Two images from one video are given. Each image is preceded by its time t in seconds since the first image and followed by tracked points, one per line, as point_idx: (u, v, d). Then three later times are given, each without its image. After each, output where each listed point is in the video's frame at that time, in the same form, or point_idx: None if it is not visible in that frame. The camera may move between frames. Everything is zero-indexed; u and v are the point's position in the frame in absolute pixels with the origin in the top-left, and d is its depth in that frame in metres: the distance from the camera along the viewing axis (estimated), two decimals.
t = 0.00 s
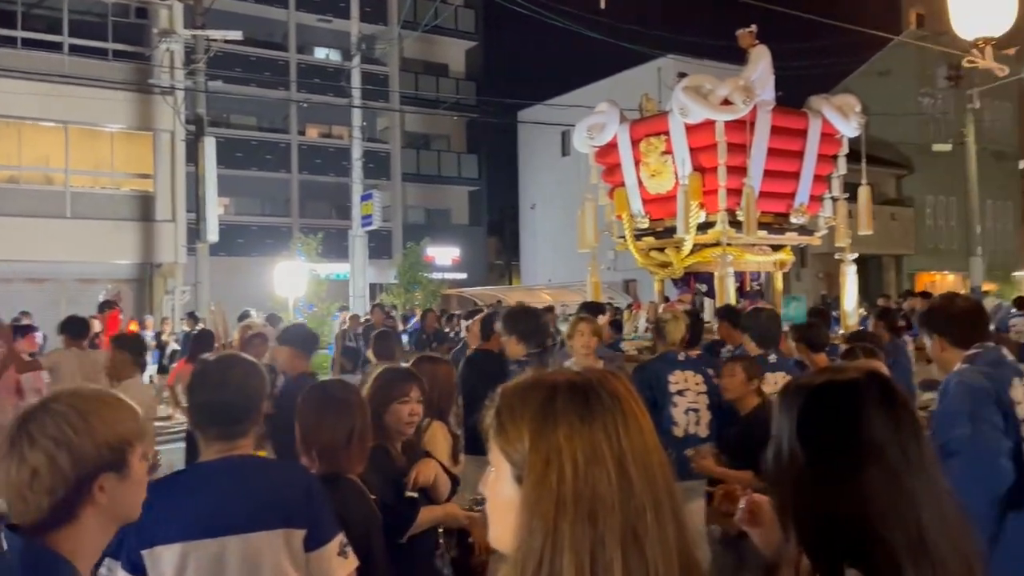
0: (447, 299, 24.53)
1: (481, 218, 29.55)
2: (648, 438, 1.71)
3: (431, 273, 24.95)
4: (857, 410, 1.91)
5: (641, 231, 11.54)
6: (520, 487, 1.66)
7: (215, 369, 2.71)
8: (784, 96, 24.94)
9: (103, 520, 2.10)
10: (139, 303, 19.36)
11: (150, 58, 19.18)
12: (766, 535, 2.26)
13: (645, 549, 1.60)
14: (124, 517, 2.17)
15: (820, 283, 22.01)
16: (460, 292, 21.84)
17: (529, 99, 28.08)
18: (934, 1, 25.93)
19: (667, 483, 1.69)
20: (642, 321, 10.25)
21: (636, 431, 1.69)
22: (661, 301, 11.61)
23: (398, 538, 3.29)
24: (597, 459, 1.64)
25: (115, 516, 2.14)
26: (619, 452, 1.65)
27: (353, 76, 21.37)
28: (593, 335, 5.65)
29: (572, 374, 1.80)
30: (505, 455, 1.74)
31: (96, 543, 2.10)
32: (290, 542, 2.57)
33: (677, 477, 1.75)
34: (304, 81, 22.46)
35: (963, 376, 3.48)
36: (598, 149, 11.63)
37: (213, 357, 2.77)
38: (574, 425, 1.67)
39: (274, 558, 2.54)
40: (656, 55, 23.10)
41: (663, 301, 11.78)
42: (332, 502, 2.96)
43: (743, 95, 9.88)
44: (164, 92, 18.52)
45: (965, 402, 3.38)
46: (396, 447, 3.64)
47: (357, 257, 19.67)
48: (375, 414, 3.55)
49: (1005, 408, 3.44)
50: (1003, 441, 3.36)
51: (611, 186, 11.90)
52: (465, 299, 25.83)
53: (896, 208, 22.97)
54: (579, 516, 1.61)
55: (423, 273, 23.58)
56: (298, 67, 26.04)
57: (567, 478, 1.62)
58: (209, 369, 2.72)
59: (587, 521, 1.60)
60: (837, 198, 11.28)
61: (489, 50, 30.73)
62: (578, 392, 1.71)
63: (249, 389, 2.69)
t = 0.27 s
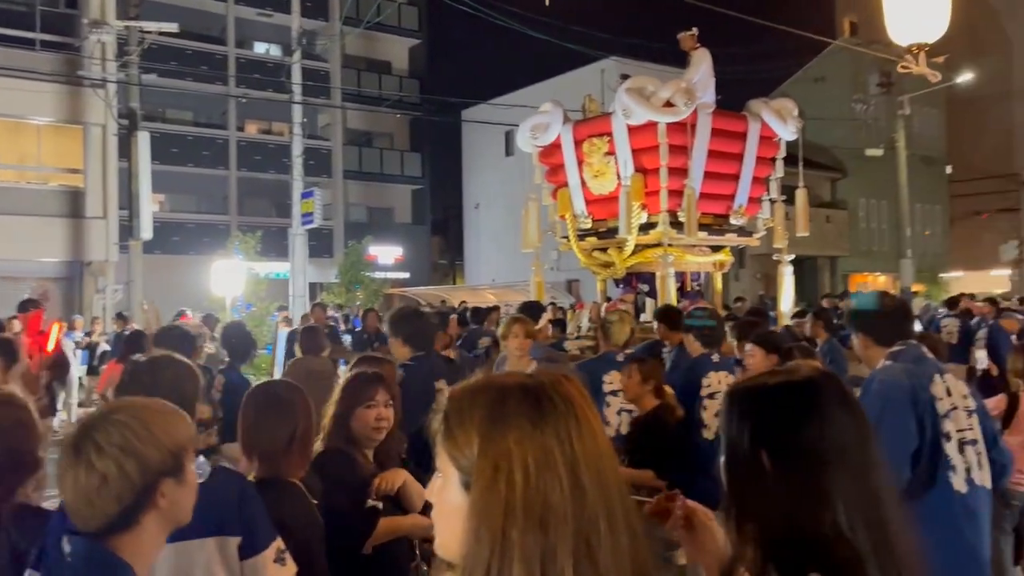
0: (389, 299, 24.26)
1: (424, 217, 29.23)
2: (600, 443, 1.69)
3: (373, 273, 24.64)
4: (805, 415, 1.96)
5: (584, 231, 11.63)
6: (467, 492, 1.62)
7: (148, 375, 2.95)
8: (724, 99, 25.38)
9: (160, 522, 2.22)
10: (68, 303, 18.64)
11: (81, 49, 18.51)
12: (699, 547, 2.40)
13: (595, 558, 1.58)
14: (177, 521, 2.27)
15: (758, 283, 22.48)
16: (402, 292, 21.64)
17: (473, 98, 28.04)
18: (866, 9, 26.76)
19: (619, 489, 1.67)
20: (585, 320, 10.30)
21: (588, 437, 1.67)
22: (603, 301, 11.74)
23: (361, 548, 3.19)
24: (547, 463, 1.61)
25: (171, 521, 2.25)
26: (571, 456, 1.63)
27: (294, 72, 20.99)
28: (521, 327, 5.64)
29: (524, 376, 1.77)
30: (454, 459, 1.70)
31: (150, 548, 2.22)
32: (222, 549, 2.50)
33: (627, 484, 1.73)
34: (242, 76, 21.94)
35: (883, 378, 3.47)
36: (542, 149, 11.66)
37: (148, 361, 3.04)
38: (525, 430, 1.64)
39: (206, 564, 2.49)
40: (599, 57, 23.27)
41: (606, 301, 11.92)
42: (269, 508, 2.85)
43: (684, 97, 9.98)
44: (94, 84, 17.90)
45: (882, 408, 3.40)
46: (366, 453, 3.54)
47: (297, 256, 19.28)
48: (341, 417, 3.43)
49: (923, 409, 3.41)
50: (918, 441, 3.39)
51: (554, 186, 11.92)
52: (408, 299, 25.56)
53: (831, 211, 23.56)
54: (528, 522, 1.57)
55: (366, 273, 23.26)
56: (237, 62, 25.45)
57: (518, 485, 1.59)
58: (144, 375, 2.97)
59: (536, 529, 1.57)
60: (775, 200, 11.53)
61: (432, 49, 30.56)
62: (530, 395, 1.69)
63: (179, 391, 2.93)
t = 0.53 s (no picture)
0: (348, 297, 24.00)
1: (384, 214, 28.99)
2: (583, 440, 1.68)
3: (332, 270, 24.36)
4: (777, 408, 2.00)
5: (545, 230, 11.66)
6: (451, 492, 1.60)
7: (108, 369, 2.62)
8: (683, 100, 25.64)
9: (237, 489, 2.27)
10: (14, 301, 18.08)
11: (28, 39, 17.96)
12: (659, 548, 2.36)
13: (580, 556, 1.58)
14: (253, 490, 2.32)
15: (715, 282, 22.72)
16: (361, 290, 21.44)
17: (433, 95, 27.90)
18: (821, 13, 27.23)
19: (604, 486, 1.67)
20: (546, 319, 10.33)
21: (573, 434, 1.66)
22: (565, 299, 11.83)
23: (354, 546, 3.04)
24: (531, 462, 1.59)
25: (246, 490, 2.29)
26: (555, 456, 1.61)
27: (250, 66, 20.66)
28: (474, 326, 5.61)
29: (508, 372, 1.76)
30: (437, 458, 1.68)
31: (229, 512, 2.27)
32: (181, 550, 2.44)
33: (610, 481, 1.73)
34: (197, 69, 21.54)
35: (839, 375, 3.41)
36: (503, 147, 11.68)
37: (107, 354, 2.73)
38: (509, 429, 1.62)
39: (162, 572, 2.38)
40: (559, 56, 23.33)
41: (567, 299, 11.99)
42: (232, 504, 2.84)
43: (645, 97, 10.07)
44: (42, 76, 17.35)
45: (842, 406, 3.34)
46: (372, 449, 3.36)
47: (254, 254, 18.96)
48: (342, 410, 3.24)
49: (878, 405, 3.42)
50: (872, 437, 3.38)
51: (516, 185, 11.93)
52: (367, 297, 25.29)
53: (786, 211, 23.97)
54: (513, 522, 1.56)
55: (324, 271, 22.96)
56: (192, 55, 24.94)
57: (503, 483, 1.58)
58: (103, 368, 2.64)
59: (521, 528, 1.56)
60: (733, 199, 11.64)
61: (392, 45, 30.33)
62: (514, 392, 1.67)
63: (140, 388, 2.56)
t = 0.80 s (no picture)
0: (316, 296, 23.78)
1: (354, 213, 28.81)
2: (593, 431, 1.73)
3: (300, 269, 24.14)
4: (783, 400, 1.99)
5: (519, 228, 11.69)
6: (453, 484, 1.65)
7: (99, 365, 2.57)
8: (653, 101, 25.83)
9: (334, 471, 2.40)
10: None
11: None
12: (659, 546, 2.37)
13: (585, 542, 1.61)
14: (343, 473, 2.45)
15: (684, 282, 22.91)
16: (330, 289, 21.28)
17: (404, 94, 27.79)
18: (788, 18, 27.60)
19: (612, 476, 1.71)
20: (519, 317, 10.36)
21: (576, 423, 1.70)
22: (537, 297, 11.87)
23: (347, 535, 2.89)
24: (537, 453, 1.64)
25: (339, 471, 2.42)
26: (557, 446, 1.66)
27: (219, 62, 20.38)
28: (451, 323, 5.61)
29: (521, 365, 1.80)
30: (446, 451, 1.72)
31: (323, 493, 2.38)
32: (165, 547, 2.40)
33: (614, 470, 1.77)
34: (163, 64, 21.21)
35: (818, 368, 3.48)
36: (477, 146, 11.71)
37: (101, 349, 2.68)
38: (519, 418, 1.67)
39: (151, 565, 2.38)
40: (531, 55, 23.36)
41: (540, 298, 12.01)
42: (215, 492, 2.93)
43: (617, 97, 10.09)
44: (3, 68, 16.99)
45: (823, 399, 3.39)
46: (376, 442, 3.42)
47: (222, 252, 18.72)
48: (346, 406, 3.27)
49: (858, 399, 3.50)
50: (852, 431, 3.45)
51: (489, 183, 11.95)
52: (337, 297, 25.11)
53: (754, 212, 24.28)
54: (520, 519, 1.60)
55: (293, 269, 22.74)
56: (158, 50, 24.58)
57: (507, 469, 1.63)
58: (91, 363, 2.58)
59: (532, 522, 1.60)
60: (703, 199, 11.75)
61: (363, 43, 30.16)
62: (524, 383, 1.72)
63: (137, 386, 2.56)
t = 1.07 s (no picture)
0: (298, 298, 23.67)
1: (335, 215, 28.71)
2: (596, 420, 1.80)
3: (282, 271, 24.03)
4: (784, 396, 2.02)
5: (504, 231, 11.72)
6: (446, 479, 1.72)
7: (110, 364, 2.56)
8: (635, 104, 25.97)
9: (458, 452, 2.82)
10: None
11: None
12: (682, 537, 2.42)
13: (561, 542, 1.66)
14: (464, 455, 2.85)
15: (665, 285, 23.03)
16: (311, 291, 21.20)
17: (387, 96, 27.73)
18: (769, 23, 27.85)
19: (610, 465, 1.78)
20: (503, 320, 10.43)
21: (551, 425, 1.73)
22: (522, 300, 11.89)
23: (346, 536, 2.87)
24: (534, 450, 1.69)
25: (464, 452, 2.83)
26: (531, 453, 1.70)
27: (200, 63, 20.28)
28: (445, 326, 5.65)
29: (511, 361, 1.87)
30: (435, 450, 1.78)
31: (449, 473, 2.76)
32: (166, 547, 2.39)
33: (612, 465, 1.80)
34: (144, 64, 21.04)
35: (815, 367, 3.53)
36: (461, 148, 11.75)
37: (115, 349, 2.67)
38: (509, 416, 1.73)
39: (152, 566, 2.37)
40: (514, 58, 23.42)
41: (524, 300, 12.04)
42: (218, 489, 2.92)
43: (603, 100, 10.21)
44: None
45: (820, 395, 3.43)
46: (379, 445, 3.33)
47: (203, 254, 18.58)
48: (350, 407, 3.23)
49: (850, 397, 3.56)
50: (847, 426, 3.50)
51: (474, 186, 11.97)
52: (318, 299, 24.99)
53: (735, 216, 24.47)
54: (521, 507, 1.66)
55: (274, 272, 22.64)
56: (138, 50, 24.38)
57: (474, 474, 1.70)
58: (103, 363, 2.57)
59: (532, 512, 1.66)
60: (687, 203, 11.81)
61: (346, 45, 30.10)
62: (512, 381, 1.77)
63: (147, 387, 2.56)
